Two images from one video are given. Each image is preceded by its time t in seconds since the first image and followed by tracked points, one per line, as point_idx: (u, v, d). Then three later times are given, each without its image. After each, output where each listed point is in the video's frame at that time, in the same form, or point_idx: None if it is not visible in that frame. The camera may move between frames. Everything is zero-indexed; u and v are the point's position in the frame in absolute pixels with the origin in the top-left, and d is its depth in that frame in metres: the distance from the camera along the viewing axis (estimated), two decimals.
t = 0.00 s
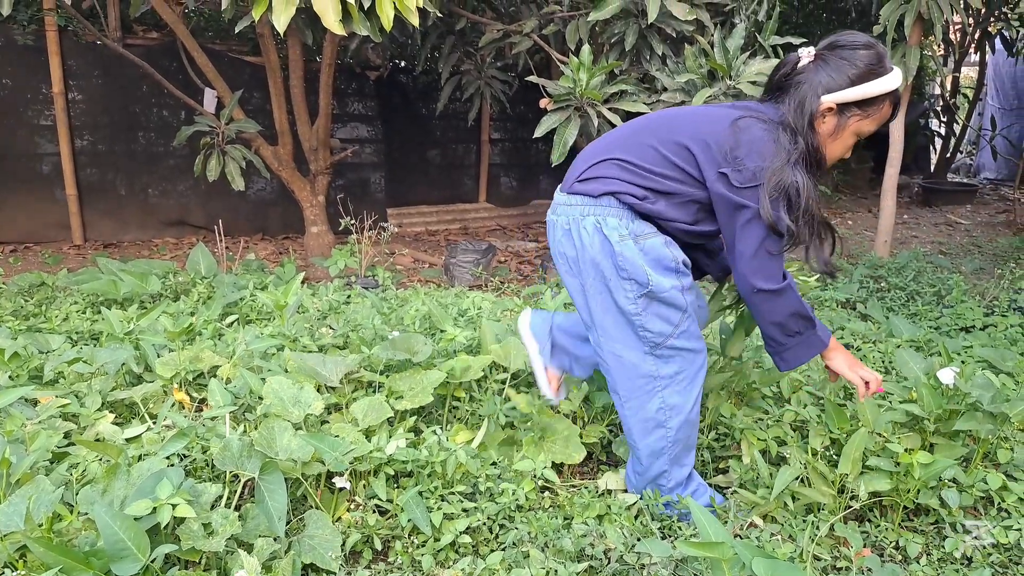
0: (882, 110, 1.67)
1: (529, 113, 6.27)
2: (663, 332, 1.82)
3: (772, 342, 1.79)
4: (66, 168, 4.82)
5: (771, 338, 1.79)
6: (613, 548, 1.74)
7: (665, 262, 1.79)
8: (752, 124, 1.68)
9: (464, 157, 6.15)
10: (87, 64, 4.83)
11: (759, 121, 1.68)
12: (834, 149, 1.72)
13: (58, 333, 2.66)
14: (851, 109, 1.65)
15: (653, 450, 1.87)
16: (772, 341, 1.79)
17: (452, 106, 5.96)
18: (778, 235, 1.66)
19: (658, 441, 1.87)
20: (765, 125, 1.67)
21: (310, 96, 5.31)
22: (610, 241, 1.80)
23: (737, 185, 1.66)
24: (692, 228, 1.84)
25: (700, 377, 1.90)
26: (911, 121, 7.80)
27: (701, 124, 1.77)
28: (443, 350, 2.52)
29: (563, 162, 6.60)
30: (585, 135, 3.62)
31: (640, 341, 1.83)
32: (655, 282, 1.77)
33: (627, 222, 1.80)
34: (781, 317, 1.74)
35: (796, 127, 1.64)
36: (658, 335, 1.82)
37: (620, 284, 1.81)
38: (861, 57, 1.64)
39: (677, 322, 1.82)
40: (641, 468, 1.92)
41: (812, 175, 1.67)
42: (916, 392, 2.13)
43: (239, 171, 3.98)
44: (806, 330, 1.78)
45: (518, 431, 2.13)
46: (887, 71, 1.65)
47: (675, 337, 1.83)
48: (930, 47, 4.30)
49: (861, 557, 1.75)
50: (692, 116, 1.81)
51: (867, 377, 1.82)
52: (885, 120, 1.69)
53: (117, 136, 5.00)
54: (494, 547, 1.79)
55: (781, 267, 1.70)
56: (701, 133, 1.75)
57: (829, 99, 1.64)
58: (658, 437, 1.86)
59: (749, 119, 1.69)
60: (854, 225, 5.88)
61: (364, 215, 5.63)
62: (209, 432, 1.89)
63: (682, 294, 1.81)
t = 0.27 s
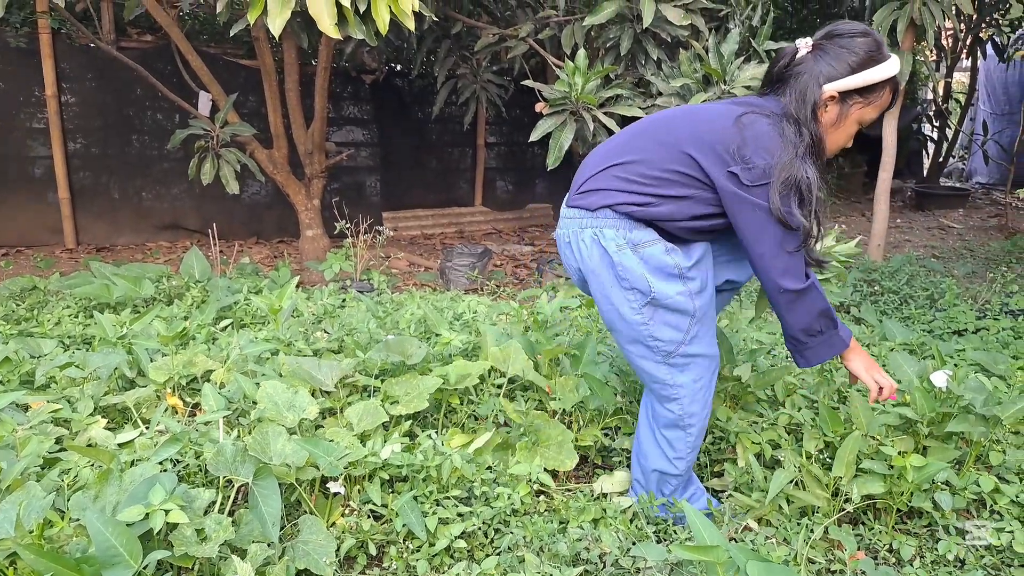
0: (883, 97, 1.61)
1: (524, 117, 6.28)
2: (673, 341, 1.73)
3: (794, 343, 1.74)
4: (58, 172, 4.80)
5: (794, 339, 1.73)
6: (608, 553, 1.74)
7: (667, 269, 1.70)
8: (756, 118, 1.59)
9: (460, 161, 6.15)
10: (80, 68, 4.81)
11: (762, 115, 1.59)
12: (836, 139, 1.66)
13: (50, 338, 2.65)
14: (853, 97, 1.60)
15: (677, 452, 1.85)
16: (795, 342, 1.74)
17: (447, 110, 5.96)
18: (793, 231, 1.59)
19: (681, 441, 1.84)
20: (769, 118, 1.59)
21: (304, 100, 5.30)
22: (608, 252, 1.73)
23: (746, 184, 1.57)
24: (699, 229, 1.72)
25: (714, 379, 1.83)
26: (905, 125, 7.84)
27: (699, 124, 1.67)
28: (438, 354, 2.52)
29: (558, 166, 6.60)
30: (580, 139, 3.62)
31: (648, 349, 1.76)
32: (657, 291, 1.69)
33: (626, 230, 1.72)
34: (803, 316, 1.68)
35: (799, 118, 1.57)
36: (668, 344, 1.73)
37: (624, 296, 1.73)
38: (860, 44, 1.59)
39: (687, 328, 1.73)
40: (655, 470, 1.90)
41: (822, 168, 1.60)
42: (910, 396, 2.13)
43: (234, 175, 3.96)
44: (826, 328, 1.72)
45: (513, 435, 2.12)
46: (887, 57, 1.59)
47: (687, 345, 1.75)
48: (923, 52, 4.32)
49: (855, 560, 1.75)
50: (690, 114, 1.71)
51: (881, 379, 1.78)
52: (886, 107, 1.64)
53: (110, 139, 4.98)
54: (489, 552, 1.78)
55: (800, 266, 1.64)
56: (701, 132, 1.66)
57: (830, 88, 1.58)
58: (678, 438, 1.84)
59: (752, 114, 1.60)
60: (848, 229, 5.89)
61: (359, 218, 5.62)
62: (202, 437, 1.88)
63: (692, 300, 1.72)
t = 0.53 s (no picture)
0: (890, 108, 1.61)
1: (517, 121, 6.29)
2: (695, 357, 1.78)
3: (817, 356, 1.74)
4: (48, 175, 4.77)
5: (817, 350, 1.72)
6: (599, 556, 1.74)
7: (687, 288, 1.75)
8: (762, 138, 1.61)
9: (452, 165, 6.15)
10: (71, 71, 4.79)
11: (768, 134, 1.60)
12: (845, 152, 1.66)
13: (39, 342, 2.63)
14: (860, 110, 1.60)
15: (695, 462, 1.89)
16: (818, 353, 1.73)
17: (440, 114, 5.96)
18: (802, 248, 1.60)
19: (704, 449, 1.89)
20: (775, 137, 1.60)
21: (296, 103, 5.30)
22: (627, 274, 1.77)
23: (759, 205, 1.60)
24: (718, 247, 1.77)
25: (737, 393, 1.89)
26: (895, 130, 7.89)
27: (706, 145, 1.69)
28: (430, 358, 2.51)
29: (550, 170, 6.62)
30: (572, 143, 3.63)
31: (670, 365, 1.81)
32: (678, 309, 1.74)
33: (643, 252, 1.76)
34: (826, 329, 1.68)
35: (807, 136, 1.58)
36: (689, 360, 1.78)
37: (645, 316, 1.77)
38: (863, 57, 1.58)
39: (709, 344, 1.78)
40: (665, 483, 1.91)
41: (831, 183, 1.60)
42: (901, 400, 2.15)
43: (225, 178, 3.95)
44: (851, 340, 1.70)
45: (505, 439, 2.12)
46: (891, 69, 1.59)
47: (709, 359, 1.79)
48: (912, 58, 4.35)
49: (845, 563, 1.76)
50: (700, 134, 1.74)
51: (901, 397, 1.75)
52: (893, 117, 1.63)
53: (101, 142, 4.96)
54: (481, 556, 1.78)
55: (821, 275, 1.64)
56: (709, 154, 1.68)
57: (836, 103, 1.58)
58: (699, 447, 1.89)
59: (760, 134, 1.61)
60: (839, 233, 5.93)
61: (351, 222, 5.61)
62: (192, 442, 1.87)
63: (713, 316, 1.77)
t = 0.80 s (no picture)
0: (935, 152, 1.62)
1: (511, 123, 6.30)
2: (716, 359, 1.82)
3: (871, 380, 1.72)
4: (41, 177, 4.76)
5: (871, 374, 1.72)
6: (592, 558, 1.75)
7: (716, 293, 1.79)
8: (811, 171, 1.65)
9: (447, 167, 6.16)
10: (64, 72, 4.78)
11: (818, 167, 1.64)
12: (889, 192, 1.67)
13: (31, 344, 2.62)
14: (905, 152, 1.60)
15: (705, 461, 1.90)
16: (872, 375, 1.72)
17: (434, 115, 5.97)
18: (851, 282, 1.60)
19: (715, 450, 1.90)
20: (824, 171, 1.63)
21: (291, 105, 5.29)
22: (663, 271, 1.81)
23: (809, 231, 1.62)
24: (760, 262, 1.81)
25: (752, 400, 1.92)
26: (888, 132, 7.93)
27: (758, 165, 1.75)
28: (423, 360, 2.51)
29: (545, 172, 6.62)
30: (566, 145, 3.64)
31: (692, 364, 1.84)
32: (707, 312, 1.78)
33: (680, 252, 1.81)
34: (879, 350, 1.67)
35: (854, 175, 1.59)
36: (710, 361, 1.82)
37: (674, 314, 1.81)
38: (910, 101, 1.60)
39: (733, 350, 1.82)
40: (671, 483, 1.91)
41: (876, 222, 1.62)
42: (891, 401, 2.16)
43: (218, 180, 3.94)
44: (909, 365, 1.69)
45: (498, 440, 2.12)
46: (937, 113, 1.60)
47: (729, 364, 1.83)
48: (904, 61, 4.37)
49: (836, 564, 1.76)
50: (752, 155, 1.79)
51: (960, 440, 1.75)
52: (938, 160, 1.65)
53: (94, 144, 4.95)
54: (473, 557, 1.78)
55: (876, 299, 1.65)
56: (760, 175, 1.73)
57: (882, 144, 1.59)
58: (711, 449, 1.90)
59: (810, 166, 1.65)
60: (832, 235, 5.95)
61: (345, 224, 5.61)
62: (184, 444, 1.87)
63: (737, 323, 1.81)
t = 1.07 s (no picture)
0: (966, 196, 1.66)
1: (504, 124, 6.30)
2: (717, 347, 1.84)
3: (888, 392, 1.76)
4: (29, 177, 4.73)
5: (891, 380, 1.75)
6: (583, 559, 1.75)
7: (733, 284, 1.81)
8: (856, 190, 1.68)
9: (439, 167, 6.15)
10: (52, 72, 4.75)
11: (860, 188, 1.68)
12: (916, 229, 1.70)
13: (18, 345, 2.61)
14: (941, 192, 1.63)
15: (694, 454, 1.90)
16: (889, 383, 1.75)
17: (426, 116, 5.96)
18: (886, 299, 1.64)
19: (701, 443, 1.90)
20: (867, 193, 1.66)
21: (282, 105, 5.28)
22: (689, 250, 1.82)
23: (850, 245, 1.66)
24: (785, 262, 1.84)
25: (741, 395, 1.94)
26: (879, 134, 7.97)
27: (806, 171, 1.77)
28: (415, 361, 2.50)
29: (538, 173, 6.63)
30: (558, 146, 3.64)
31: (694, 347, 1.86)
32: (721, 299, 1.80)
33: (710, 237, 1.83)
34: (903, 360, 1.71)
35: (892, 204, 1.61)
36: (711, 349, 1.85)
37: (689, 293, 1.83)
38: (955, 141, 1.62)
39: (734, 342, 1.85)
40: (665, 474, 1.91)
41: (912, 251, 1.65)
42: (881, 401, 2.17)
43: (209, 180, 3.92)
44: (932, 379, 1.72)
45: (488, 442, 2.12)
46: (977, 158, 1.64)
47: (728, 355, 1.86)
48: (895, 63, 4.39)
49: (826, 564, 1.77)
50: (798, 161, 1.82)
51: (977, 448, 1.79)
52: (967, 205, 1.68)
53: (83, 144, 4.92)
54: (464, 559, 1.77)
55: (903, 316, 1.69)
56: (804, 181, 1.76)
57: (922, 179, 1.61)
58: (699, 441, 1.91)
59: (853, 186, 1.69)
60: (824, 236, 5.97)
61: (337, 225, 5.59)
62: (173, 446, 1.86)
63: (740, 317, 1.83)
